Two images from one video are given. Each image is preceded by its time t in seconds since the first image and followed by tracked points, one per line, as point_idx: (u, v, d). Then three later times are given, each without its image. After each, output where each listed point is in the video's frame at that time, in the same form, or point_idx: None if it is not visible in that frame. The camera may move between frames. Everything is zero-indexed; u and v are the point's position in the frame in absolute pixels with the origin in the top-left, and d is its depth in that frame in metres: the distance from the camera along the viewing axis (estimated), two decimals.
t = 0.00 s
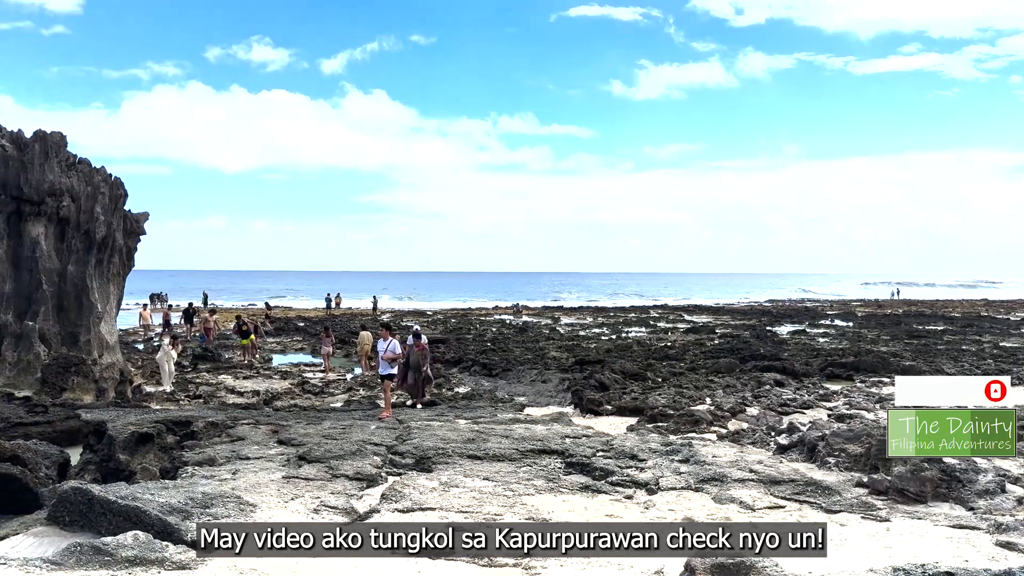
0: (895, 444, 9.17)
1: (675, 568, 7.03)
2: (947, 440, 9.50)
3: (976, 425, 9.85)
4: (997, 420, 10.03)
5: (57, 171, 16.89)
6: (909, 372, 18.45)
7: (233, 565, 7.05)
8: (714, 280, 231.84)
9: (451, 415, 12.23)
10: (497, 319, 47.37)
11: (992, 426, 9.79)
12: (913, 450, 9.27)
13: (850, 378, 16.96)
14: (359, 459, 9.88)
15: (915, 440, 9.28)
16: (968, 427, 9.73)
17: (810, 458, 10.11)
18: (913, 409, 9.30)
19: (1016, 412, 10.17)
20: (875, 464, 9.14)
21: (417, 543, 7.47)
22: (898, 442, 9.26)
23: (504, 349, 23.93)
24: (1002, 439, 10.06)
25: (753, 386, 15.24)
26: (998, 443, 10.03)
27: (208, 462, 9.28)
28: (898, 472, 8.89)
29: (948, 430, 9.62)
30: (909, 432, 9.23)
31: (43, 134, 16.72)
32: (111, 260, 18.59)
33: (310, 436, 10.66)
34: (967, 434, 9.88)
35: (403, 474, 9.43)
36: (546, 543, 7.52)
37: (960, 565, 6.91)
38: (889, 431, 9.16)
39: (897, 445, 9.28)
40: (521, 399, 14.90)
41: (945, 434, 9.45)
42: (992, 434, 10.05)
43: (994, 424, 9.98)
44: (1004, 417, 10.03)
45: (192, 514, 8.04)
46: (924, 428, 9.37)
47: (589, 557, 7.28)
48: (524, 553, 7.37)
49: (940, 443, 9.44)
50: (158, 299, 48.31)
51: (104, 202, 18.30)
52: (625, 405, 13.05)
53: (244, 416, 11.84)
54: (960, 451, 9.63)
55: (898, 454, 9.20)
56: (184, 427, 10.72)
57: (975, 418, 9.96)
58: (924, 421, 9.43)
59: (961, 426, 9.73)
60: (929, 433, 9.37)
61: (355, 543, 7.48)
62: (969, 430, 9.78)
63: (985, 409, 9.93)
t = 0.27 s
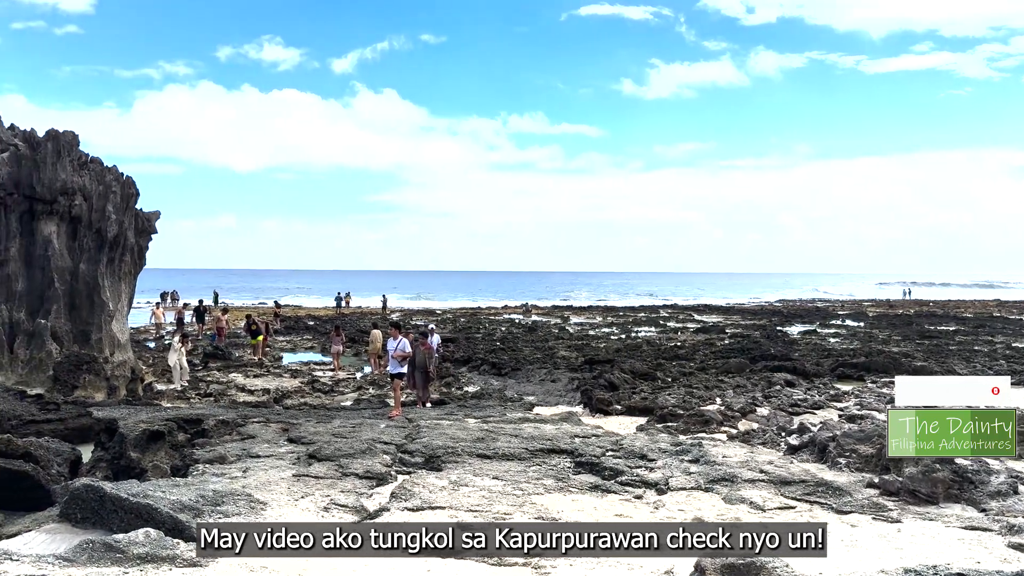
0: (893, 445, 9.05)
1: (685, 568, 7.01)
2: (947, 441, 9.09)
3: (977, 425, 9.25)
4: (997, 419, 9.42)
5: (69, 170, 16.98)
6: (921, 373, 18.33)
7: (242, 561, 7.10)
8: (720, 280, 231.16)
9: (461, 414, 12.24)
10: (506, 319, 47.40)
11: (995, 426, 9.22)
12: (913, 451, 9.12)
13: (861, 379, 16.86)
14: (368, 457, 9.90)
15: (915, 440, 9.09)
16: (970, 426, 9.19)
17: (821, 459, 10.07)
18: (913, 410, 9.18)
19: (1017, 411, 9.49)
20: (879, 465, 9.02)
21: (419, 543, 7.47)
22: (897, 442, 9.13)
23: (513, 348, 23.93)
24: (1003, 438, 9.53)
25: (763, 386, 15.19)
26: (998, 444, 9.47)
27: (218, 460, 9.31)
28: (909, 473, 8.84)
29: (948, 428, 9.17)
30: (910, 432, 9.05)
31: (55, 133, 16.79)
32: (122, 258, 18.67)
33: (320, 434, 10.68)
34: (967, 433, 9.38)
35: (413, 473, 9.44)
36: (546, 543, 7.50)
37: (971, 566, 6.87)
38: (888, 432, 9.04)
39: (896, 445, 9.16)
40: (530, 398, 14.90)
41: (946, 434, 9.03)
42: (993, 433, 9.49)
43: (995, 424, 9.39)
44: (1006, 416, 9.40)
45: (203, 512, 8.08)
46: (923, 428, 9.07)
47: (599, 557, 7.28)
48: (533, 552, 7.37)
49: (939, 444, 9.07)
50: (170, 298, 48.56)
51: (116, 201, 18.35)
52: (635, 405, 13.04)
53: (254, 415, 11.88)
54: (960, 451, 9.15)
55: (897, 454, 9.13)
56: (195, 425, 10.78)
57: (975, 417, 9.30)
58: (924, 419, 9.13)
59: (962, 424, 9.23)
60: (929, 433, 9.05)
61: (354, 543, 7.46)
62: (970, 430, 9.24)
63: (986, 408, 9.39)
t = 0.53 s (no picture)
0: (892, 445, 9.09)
1: (695, 569, 6.99)
2: (947, 441, 8.99)
3: (977, 425, 9.07)
4: (997, 419, 9.18)
5: (81, 169, 17.09)
6: (933, 374, 18.26)
7: (252, 559, 7.14)
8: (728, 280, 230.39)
9: (470, 413, 12.25)
10: (516, 318, 47.33)
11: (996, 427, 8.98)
12: (913, 450, 9.11)
13: (873, 379, 16.79)
14: (378, 456, 9.93)
15: (914, 440, 9.08)
16: (969, 426, 9.00)
17: (832, 460, 10.04)
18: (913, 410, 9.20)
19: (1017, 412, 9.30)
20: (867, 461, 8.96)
21: (425, 543, 7.48)
22: (897, 442, 9.17)
23: (523, 348, 23.93)
24: (1004, 439, 9.27)
25: (774, 387, 15.15)
26: (998, 443, 9.22)
27: (229, 458, 9.34)
28: (921, 474, 8.80)
29: (947, 428, 9.04)
30: (909, 432, 9.07)
31: (67, 132, 16.86)
32: (134, 256, 18.80)
33: (330, 433, 10.72)
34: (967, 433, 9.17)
35: (422, 471, 9.46)
36: (547, 543, 7.49)
37: (983, 568, 6.83)
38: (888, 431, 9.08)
39: (896, 445, 9.19)
40: (540, 397, 14.90)
41: (944, 434, 8.92)
42: (992, 434, 9.22)
43: (995, 424, 9.13)
44: (1006, 416, 9.15)
45: (214, 510, 8.11)
46: (922, 428, 9.03)
47: (608, 556, 7.28)
48: (543, 551, 7.37)
49: (939, 444, 8.98)
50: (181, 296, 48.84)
51: (127, 200, 18.43)
52: (645, 404, 13.02)
53: (265, 413, 11.92)
54: (960, 452, 9.00)
55: (897, 454, 9.18)
56: (206, 423, 10.84)
57: (974, 417, 9.14)
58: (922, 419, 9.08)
59: (961, 424, 9.04)
60: (928, 433, 9.01)
61: (354, 543, 7.46)
62: (970, 430, 9.04)
63: (985, 408, 9.17)
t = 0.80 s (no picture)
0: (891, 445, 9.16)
1: (705, 569, 6.97)
2: (947, 441, 8.94)
3: (977, 425, 9.01)
4: (997, 419, 9.11)
5: (94, 168, 17.22)
6: (945, 374, 18.15)
7: (263, 556, 7.18)
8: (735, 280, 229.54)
9: (480, 412, 12.26)
10: (525, 317, 47.34)
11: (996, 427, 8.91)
12: (913, 450, 9.14)
13: (884, 379, 16.71)
14: (388, 454, 9.95)
15: (914, 440, 9.11)
16: (969, 427, 8.92)
17: (843, 460, 9.99)
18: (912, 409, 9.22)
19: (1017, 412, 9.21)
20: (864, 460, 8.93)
21: (433, 542, 7.48)
22: (897, 442, 9.23)
23: (532, 347, 23.93)
24: (1005, 439, 9.18)
25: (785, 387, 15.10)
26: (998, 443, 9.14)
27: (240, 456, 9.38)
28: (933, 475, 8.75)
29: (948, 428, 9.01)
30: (909, 432, 9.12)
31: (80, 131, 17.00)
32: (146, 255, 18.95)
33: (340, 431, 10.74)
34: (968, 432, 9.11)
35: (432, 470, 9.47)
36: (546, 543, 7.46)
37: (996, 569, 6.78)
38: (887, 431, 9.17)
39: (896, 445, 9.24)
40: (549, 397, 14.91)
41: (944, 435, 8.88)
42: (993, 434, 9.17)
43: (996, 424, 9.07)
44: (1006, 416, 9.09)
45: (225, 507, 8.15)
46: (922, 428, 9.03)
47: (618, 556, 7.26)
48: (552, 551, 7.36)
49: (939, 444, 8.94)
50: (193, 295, 49.10)
51: (139, 199, 18.56)
52: (655, 404, 13.00)
53: (276, 411, 11.97)
54: (959, 451, 8.97)
55: (897, 454, 9.24)
56: (217, 421, 10.90)
57: (974, 416, 9.07)
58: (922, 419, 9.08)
59: (961, 424, 8.98)
60: (928, 433, 8.99)
61: (354, 543, 7.45)
62: (970, 430, 8.97)
63: (986, 408, 9.12)
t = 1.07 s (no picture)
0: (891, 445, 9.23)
1: (716, 569, 6.96)
2: (946, 441, 8.99)
3: (976, 425, 9.02)
4: (997, 419, 9.10)
5: (107, 167, 17.35)
6: (958, 374, 18.04)
7: (275, 552, 7.22)
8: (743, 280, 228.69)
9: (490, 411, 12.27)
10: (537, 316, 47.46)
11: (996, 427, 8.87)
12: (914, 450, 9.20)
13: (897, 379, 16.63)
14: (398, 453, 9.97)
15: (914, 440, 9.17)
16: (969, 427, 8.95)
17: (855, 461, 9.95)
18: (913, 409, 9.29)
19: (1017, 413, 9.18)
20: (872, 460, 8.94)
21: (442, 541, 7.50)
22: (897, 442, 9.30)
23: (543, 346, 23.94)
24: (1005, 438, 9.13)
25: (796, 387, 15.04)
26: (998, 443, 9.11)
27: (252, 454, 9.43)
28: (946, 475, 8.70)
29: (948, 428, 9.06)
30: (909, 432, 9.19)
31: (93, 130, 17.14)
32: (158, 254, 19.16)
33: (351, 429, 10.77)
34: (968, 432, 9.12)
35: (442, 469, 9.49)
36: (546, 543, 7.42)
37: (1010, 570, 6.74)
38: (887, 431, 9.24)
39: (896, 445, 9.31)
40: (559, 396, 14.92)
41: (944, 435, 8.93)
42: (993, 433, 9.14)
43: (995, 424, 9.04)
44: (1006, 416, 9.07)
45: (237, 505, 8.19)
46: (922, 428, 9.10)
47: (630, 555, 7.26)
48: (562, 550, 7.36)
49: (939, 444, 9.00)
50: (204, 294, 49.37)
51: (151, 198, 18.76)
52: (665, 403, 12.99)
53: (287, 409, 12.01)
54: (959, 452, 8.97)
55: (897, 453, 9.32)
56: (228, 419, 10.95)
57: (974, 417, 9.08)
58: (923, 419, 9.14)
59: (961, 424, 9.01)
60: (928, 433, 9.07)
61: (354, 543, 7.42)
62: (971, 430, 8.98)
63: (985, 408, 9.10)
